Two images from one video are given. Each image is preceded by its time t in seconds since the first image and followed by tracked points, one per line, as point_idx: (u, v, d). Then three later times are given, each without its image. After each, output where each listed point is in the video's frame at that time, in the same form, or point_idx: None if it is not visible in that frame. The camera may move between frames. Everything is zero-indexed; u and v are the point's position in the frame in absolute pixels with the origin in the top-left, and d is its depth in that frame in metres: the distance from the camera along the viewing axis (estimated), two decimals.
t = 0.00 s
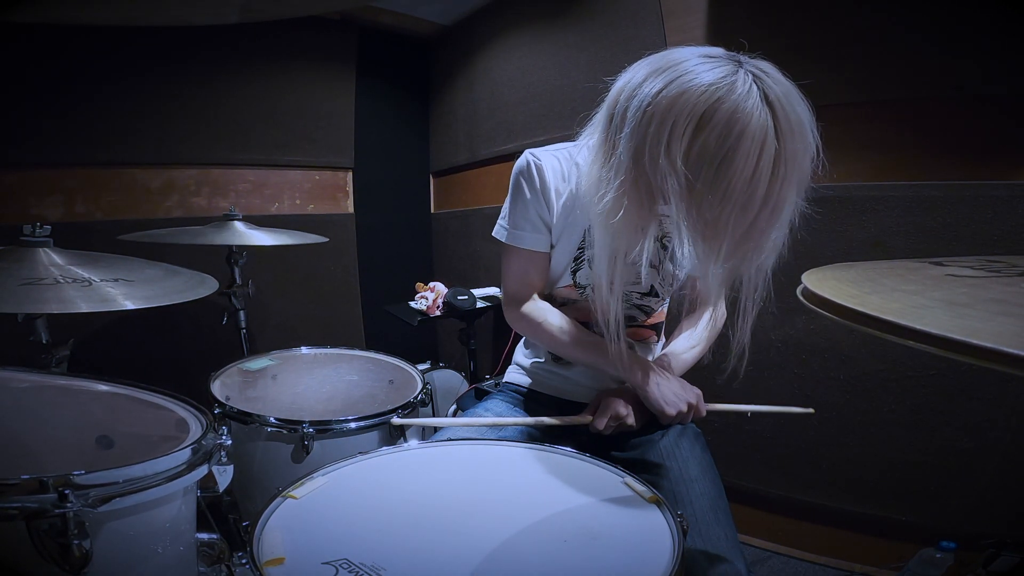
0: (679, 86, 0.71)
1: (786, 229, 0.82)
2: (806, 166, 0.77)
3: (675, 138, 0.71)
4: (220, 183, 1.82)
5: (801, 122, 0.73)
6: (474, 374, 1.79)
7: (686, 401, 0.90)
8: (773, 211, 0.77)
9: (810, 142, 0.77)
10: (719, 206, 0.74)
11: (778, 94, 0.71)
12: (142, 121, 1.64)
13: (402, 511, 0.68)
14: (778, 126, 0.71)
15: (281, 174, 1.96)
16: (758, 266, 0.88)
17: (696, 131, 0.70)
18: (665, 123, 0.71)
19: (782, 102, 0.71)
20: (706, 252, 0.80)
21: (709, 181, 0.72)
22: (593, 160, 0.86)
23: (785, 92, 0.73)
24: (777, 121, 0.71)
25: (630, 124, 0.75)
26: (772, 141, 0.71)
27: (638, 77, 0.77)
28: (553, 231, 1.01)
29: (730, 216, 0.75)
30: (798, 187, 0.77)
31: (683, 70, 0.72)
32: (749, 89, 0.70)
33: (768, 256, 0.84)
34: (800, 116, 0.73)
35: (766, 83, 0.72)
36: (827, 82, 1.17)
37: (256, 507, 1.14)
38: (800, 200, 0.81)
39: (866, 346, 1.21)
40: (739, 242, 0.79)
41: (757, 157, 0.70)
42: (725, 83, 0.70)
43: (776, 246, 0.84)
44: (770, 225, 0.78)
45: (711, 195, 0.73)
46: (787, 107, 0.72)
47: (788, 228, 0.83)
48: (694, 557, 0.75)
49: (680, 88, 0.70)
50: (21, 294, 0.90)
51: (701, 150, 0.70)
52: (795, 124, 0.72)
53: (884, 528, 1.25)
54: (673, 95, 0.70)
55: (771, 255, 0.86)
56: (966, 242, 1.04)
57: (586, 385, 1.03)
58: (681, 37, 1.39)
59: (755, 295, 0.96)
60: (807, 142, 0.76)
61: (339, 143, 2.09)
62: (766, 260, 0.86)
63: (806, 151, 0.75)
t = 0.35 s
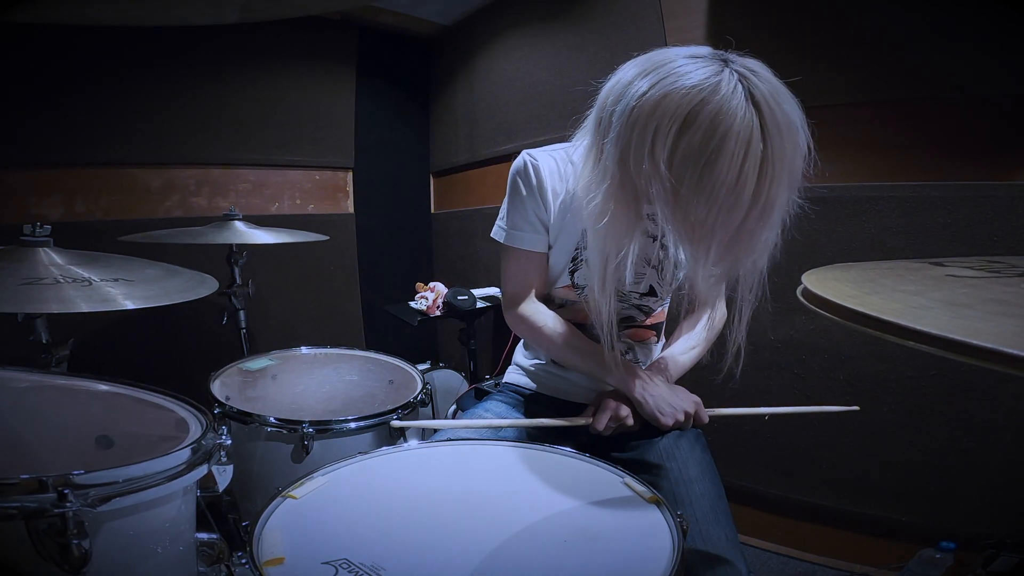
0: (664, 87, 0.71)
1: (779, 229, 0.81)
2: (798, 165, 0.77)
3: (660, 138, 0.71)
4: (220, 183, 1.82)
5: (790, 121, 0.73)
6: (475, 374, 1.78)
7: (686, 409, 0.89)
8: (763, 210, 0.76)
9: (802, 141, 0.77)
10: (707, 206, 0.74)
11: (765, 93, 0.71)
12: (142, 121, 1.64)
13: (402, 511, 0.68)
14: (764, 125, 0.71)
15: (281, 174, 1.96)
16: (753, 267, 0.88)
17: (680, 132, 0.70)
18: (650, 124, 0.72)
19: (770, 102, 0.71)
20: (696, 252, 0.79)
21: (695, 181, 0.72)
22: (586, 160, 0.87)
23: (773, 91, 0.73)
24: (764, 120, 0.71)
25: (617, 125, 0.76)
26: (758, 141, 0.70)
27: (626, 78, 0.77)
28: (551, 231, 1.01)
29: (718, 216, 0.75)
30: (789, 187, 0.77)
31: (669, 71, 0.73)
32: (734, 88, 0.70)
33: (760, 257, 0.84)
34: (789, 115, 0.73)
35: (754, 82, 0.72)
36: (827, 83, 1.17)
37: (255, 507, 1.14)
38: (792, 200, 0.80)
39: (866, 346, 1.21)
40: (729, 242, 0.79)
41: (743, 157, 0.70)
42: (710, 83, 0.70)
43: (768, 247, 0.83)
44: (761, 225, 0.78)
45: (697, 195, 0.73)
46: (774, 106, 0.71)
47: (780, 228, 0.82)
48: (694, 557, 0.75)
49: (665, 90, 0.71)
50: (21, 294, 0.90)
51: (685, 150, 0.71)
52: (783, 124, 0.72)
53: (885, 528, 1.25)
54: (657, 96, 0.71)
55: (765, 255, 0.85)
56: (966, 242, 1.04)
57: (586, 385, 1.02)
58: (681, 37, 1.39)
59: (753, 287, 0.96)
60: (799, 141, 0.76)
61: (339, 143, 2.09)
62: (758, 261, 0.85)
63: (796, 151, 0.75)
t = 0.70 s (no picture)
0: (651, 81, 0.71)
1: (770, 224, 0.81)
2: (789, 159, 0.76)
3: (647, 133, 0.71)
4: (220, 183, 1.82)
5: (779, 115, 0.73)
6: (474, 374, 1.78)
7: (684, 411, 0.90)
8: (753, 204, 0.76)
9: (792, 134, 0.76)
10: (696, 200, 0.74)
11: (753, 87, 0.71)
12: (142, 121, 1.64)
13: (401, 511, 0.68)
14: (752, 118, 0.71)
15: (281, 174, 1.96)
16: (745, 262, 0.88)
17: (667, 125, 0.71)
18: (637, 119, 0.72)
19: (758, 96, 0.71)
20: (686, 247, 0.79)
21: (683, 175, 0.72)
22: (578, 157, 0.88)
23: (762, 85, 0.73)
24: (752, 114, 0.71)
25: (606, 121, 0.77)
26: (746, 134, 0.70)
27: (616, 74, 0.78)
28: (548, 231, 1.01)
29: (707, 210, 0.75)
30: (779, 181, 0.76)
31: (656, 66, 0.73)
32: (721, 82, 0.70)
33: (752, 252, 0.84)
34: (778, 109, 0.73)
35: (742, 76, 0.72)
36: (827, 83, 1.17)
37: (255, 506, 1.14)
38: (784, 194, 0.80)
39: (866, 347, 1.20)
40: (719, 236, 0.79)
41: (731, 150, 0.70)
42: (697, 77, 0.70)
43: (760, 241, 0.83)
44: (751, 219, 0.78)
45: (686, 189, 0.73)
46: (763, 100, 0.71)
47: (772, 223, 0.82)
48: (695, 557, 0.75)
49: (652, 85, 0.71)
50: (21, 294, 0.90)
51: (672, 143, 0.71)
52: (772, 117, 0.72)
53: (885, 528, 1.25)
54: (644, 91, 0.71)
55: (756, 250, 0.85)
56: (966, 241, 1.04)
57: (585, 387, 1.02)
58: (681, 37, 1.39)
59: (748, 285, 0.96)
60: (789, 135, 0.76)
61: (340, 143, 2.09)
62: (750, 256, 0.85)
63: (786, 144, 0.74)
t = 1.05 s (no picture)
0: (643, 77, 0.72)
1: (761, 225, 0.81)
2: (782, 160, 0.76)
3: (636, 129, 0.72)
4: (220, 183, 1.82)
5: (774, 115, 0.73)
6: (475, 374, 1.78)
7: (683, 411, 0.89)
8: (743, 204, 0.76)
9: (788, 135, 0.76)
10: (683, 198, 0.74)
11: (747, 86, 0.71)
12: (142, 121, 1.65)
13: (401, 512, 0.68)
14: (745, 118, 0.71)
15: (281, 174, 1.96)
16: (738, 263, 0.87)
17: (657, 121, 0.71)
18: (627, 114, 0.72)
19: (752, 95, 0.71)
20: (675, 245, 0.79)
21: (672, 172, 0.72)
22: (573, 153, 0.88)
23: (757, 85, 0.72)
24: (744, 114, 0.71)
25: (598, 117, 0.77)
26: (737, 133, 0.70)
27: (612, 70, 0.78)
28: (545, 229, 1.01)
29: (695, 209, 0.75)
30: (772, 182, 0.76)
31: (651, 62, 0.73)
32: (715, 80, 0.70)
33: (743, 252, 0.83)
34: (773, 109, 0.73)
35: (737, 76, 0.72)
36: (828, 82, 1.17)
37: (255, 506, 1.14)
38: (777, 196, 0.79)
39: (866, 347, 1.20)
40: (708, 236, 0.79)
41: (721, 149, 0.70)
42: (690, 74, 0.70)
43: (751, 242, 0.83)
44: (741, 220, 0.78)
45: (674, 187, 0.73)
46: (756, 99, 0.71)
47: (764, 224, 0.81)
48: (695, 557, 0.75)
49: (645, 82, 0.71)
50: (21, 294, 0.90)
51: (661, 140, 0.71)
52: (766, 119, 0.72)
53: (885, 528, 1.25)
54: (636, 87, 0.72)
55: (749, 251, 0.85)
56: (966, 242, 1.04)
57: (584, 387, 1.02)
58: (681, 37, 1.39)
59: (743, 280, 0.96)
60: (784, 135, 0.75)
61: (340, 143, 2.09)
62: (742, 256, 0.85)
63: (780, 145, 0.74)
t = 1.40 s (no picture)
0: (641, 82, 0.71)
1: (755, 232, 0.81)
2: (778, 168, 0.76)
3: (632, 134, 0.72)
4: (220, 183, 1.82)
5: (771, 124, 0.73)
6: (475, 374, 1.78)
7: (683, 411, 0.89)
8: (737, 212, 0.76)
9: (785, 143, 0.76)
10: (677, 205, 0.74)
11: (745, 94, 0.71)
12: (142, 121, 1.65)
13: (401, 512, 0.68)
14: (742, 126, 0.71)
15: (281, 173, 1.96)
16: (733, 269, 0.87)
17: (653, 127, 0.70)
18: (624, 119, 0.72)
19: (750, 102, 0.71)
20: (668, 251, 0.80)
21: (667, 178, 0.72)
22: (571, 154, 0.88)
23: (756, 92, 0.72)
24: (742, 121, 0.71)
25: (596, 120, 0.77)
26: (734, 140, 0.70)
27: (612, 73, 0.78)
28: (544, 230, 1.01)
29: (688, 215, 0.75)
30: (767, 190, 0.76)
31: (650, 66, 0.73)
32: (713, 86, 0.70)
33: (736, 259, 0.84)
34: (771, 117, 0.72)
35: (736, 82, 0.72)
36: (829, 82, 1.17)
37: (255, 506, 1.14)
38: (772, 203, 0.80)
39: (866, 347, 1.20)
40: (701, 242, 0.79)
41: (716, 156, 0.70)
42: (689, 79, 0.70)
43: (745, 249, 0.83)
44: (735, 227, 0.78)
45: (668, 193, 0.73)
46: (755, 107, 0.71)
47: (759, 231, 0.82)
48: (695, 558, 0.75)
49: (644, 86, 0.71)
50: (20, 294, 0.89)
51: (658, 145, 0.71)
52: (763, 127, 0.72)
53: (885, 529, 1.25)
54: (634, 91, 0.72)
55: (743, 257, 0.85)
56: (966, 242, 1.04)
57: (584, 386, 1.02)
58: (681, 36, 1.39)
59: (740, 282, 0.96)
60: (782, 143, 0.75)
61: (340, 143, 2.09)
62: (737, 262, 0.85)
63: (776, 154, 0.74)
